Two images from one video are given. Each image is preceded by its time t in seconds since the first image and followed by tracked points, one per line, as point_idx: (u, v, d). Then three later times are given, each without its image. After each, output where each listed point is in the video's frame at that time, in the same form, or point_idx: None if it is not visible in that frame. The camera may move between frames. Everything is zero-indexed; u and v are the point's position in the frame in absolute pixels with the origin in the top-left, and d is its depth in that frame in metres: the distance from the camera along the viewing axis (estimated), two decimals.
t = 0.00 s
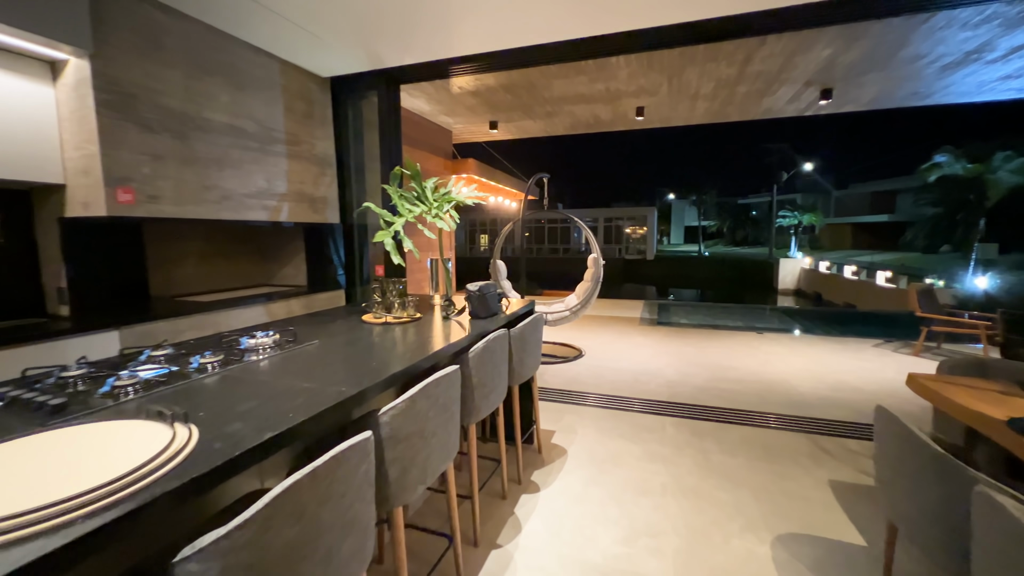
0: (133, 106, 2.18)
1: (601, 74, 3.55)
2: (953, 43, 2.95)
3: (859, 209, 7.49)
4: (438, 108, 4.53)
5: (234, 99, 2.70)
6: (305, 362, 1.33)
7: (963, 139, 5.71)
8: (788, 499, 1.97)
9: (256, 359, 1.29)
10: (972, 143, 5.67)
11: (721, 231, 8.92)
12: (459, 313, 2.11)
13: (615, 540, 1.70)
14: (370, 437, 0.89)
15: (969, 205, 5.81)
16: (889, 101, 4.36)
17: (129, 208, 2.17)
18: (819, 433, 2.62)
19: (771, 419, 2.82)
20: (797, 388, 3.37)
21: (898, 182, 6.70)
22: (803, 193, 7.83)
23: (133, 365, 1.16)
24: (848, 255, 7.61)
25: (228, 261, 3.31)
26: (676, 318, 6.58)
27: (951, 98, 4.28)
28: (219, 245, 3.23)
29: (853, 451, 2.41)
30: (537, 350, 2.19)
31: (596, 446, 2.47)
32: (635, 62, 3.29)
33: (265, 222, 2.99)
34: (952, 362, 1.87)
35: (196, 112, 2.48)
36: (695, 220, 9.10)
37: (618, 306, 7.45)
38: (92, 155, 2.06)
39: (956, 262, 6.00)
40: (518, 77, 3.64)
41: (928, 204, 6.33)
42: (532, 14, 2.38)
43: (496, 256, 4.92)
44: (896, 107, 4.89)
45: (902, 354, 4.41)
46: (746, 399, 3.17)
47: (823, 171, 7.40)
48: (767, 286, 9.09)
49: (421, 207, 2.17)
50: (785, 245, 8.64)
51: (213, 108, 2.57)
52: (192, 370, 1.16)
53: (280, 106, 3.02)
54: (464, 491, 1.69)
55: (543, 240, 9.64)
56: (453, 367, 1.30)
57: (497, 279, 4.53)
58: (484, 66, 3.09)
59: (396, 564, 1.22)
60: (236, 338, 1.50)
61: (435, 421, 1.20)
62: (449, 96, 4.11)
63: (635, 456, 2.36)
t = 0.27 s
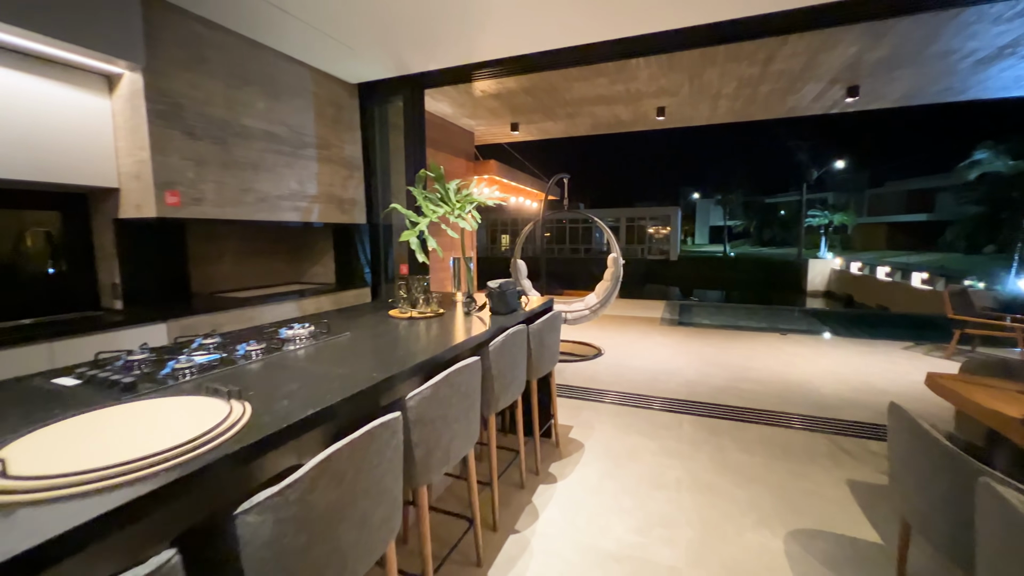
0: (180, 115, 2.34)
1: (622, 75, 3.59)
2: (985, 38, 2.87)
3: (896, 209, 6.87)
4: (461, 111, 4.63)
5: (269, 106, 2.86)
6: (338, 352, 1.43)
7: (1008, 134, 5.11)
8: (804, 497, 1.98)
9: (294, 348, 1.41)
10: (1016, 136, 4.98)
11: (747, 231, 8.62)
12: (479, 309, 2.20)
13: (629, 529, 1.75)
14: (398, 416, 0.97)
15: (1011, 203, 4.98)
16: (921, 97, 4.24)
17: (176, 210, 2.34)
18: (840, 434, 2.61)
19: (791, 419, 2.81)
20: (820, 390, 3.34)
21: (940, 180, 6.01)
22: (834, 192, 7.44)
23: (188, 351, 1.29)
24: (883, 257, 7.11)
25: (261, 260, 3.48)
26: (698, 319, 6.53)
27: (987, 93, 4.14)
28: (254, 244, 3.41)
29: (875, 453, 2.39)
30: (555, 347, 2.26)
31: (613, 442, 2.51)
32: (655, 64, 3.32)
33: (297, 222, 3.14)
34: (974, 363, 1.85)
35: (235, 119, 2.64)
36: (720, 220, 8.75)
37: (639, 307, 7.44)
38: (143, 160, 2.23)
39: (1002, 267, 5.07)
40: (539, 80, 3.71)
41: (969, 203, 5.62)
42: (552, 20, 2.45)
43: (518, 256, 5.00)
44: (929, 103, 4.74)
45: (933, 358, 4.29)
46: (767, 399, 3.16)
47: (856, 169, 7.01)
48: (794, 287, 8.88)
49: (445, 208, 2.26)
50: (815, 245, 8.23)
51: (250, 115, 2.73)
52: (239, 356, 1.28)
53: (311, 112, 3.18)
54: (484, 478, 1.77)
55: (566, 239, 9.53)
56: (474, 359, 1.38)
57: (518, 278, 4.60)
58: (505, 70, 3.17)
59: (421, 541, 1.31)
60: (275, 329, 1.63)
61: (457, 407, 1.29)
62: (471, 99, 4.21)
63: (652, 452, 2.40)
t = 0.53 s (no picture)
0: (226, 121, 2.51)
1: (646, 75, 3.60)
2: None
3: (941, 207, 5.94)
4: (486, 113, 4.72)
5: (306, 111, 3.01)
6: (372, 341, 1.53)
7: None
8: (828, 495, 1.98)
9: (333, 338, 1.51)
10: None
11: (778, 231, 7.50)
12: (504, 305, 2.27)
13: (650, 520, 1.79)
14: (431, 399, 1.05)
15: None
16: (963, 91, 4.07)
17: (221, 210, 2.50)
18: (868, 435, 2.57)
19: (818, 420, 2.78)
20: (849, 392, 3.27)
21: (990, 176, 5.40)
22: (875, 189, 6.36)
23: (240, 339, 1.41)
24: (925, 258, 6.13)
25: (297, 257, 3.65)
26: (724, 320, 6.42)
27: None
28: (289, 243, 3.58)
29: (904, 455, 2.34)
30: (577, 343, 2.31)
31: (634, 438, 2.55)
32: (681, 63, 3.33)
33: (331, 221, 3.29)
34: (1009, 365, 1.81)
35: (276, 124, 2.80)
36: (750, 220, 7.65)
37: (664, 307, 7.36)
38: (194, 164, 2.41)
39: None
40: (564, 81, 3.76)
41: None
42: (578, 24, 2.50)
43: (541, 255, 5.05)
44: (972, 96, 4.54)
45: (974, 362, 4.11)
46: (793, 400, 3.13)
47: (898, 165, 6.06)
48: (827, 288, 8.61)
49: (472, 208, 2.34)
50: (849, 245, 6.96)
51: (289, 120, 2.89)
52: (285, 344, 1.39)
53: (345, 116, 3.32)
54: (508, 467, 1.84)
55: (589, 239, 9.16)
56: (499, 350, 1.45)
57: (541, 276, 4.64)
58: (531, 73, 3.24)
59: (449, 520, 1.39)
60: (315, 321, 1.74)
61: (484, 394, 1.36)
62: (497, 101, 4.29)
63: (674, 448, 2.42)
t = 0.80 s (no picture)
0: (271, 128, 2.65)
1: (676, 76, 3.59)
2: None
3: (992, 205, 5.56)
4: (514, 115, 4.78)
5: (344, 117, 3.15)
6: (410, 338, 1.62)
7: None
8: (861, 501, 1.95)
9: (374, 334, 1.60)
10: None
11: (814, 231, 7.10)
12: (533, 305, 2.33)
13: (677, 519, 1.82)
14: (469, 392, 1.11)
15: None
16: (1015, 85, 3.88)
17: (266, 213, 2.65)
18: (906, 442, 2.50)
19: (853, 425, 2.72)
20: (887, 398, 3.18)
21: None
22: (919, 187, 6.02)
23: (290, 333, 1.51)
24: (974, 259, 5.75)
25: (333, 257, 3.81)
26: (755, 322, 6.29)
27: None
28: (326, 243, 3.74)
29: (945, 463, 2.27)
30: (605, 343, 2.34)
31: (661, 438, 2.56)
32: (712, 63, 3.31)
33: (366, 223, 3.42)
34: None
35: (316, 130, 2.94)
36: (784, 220, 7.29)
37: (692, 308, 7.27)
38: (242, 169, 2.56)
39: None
40: (593, 83, 3.79)
41: None
42: (608, 29, 2.54)
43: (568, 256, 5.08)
44: None
45: None
46: (828, 404, 3.07)
47: (945, 163, 5.78)
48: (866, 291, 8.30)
49: (502, 210, 2.41)
50: (892, 246, 6.60)
51: (329, 126, 3.03)
52: (331, 339, 1.49)
53: (379, 121, 3.45)
54: (536, 462, 1.90)
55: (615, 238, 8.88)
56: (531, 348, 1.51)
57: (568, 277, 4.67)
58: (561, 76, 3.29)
59: (483, 509, 1.45)
60: (356, 317, 1.84)
61: (517, 390, 1.42)
62: (526, 103, 4.34)
63: (701, 449, 2.43)
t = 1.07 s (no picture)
0: (315, 134, 2.78)
1: (709, 75, 3.56)
2: None
3: None
4: (544, 116, 4.82)
5: (381, 122, 3.26)
6: (450, 334, 1.69)
7: None
8: (901, 508, 1.91)
9: (417, 330, 1.68)
10: None
11: (852, 231, 6.80)
12: (566, 304, 2.37)
13: (710, 519, 1.83)
14: (511, 385, 1.17)
15: None
16: None
17: (309, 214, 2.77)
18: (950, 450, 2.43)
19: (893, 431, 2.65)
20: (930, 404, 3.08)
21: None
22: (968, 185, 5.74)
23: (339, 328, 1.61)
24: None
25: (369, 256, 3.95)
26: (789, 325, 6.14)
27: None
28: (362, 243, 3.87)
29: (992, 473, 2.20)
30: (637, 343, 2.36)
31: (692, 439, 2.56)
32: (747, 62, 3.27)
33: (401, 223, 3.53)
34: None
35: (355, 135, 3.06)
36: (819, 219, 6.98)
37: (723, 310, 7.14)
38: (288, 173, 2.69)
39: None
40: (624, 84, 3.79)
41: None
42: (642, 32, 2.55)
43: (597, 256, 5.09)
44: None
45: None
46: (866, 409, 2.99)
47: (996, 158, 5.46)
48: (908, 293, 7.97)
49: (536, 212, 2.46)
50: (937, 246, 6.24)
51: (367, 131, 3.15)
52: (377, 334, 1.58)
53: (414, 125, 3.55)
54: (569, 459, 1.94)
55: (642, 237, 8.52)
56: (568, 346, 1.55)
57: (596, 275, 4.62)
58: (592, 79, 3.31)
59: (521, 501, 1.51)
60: (397, 314, 1.93)
61: (555, 386, 1.47)
62: (555, 104, 4.38)
63: (734, 451, 2.42)
